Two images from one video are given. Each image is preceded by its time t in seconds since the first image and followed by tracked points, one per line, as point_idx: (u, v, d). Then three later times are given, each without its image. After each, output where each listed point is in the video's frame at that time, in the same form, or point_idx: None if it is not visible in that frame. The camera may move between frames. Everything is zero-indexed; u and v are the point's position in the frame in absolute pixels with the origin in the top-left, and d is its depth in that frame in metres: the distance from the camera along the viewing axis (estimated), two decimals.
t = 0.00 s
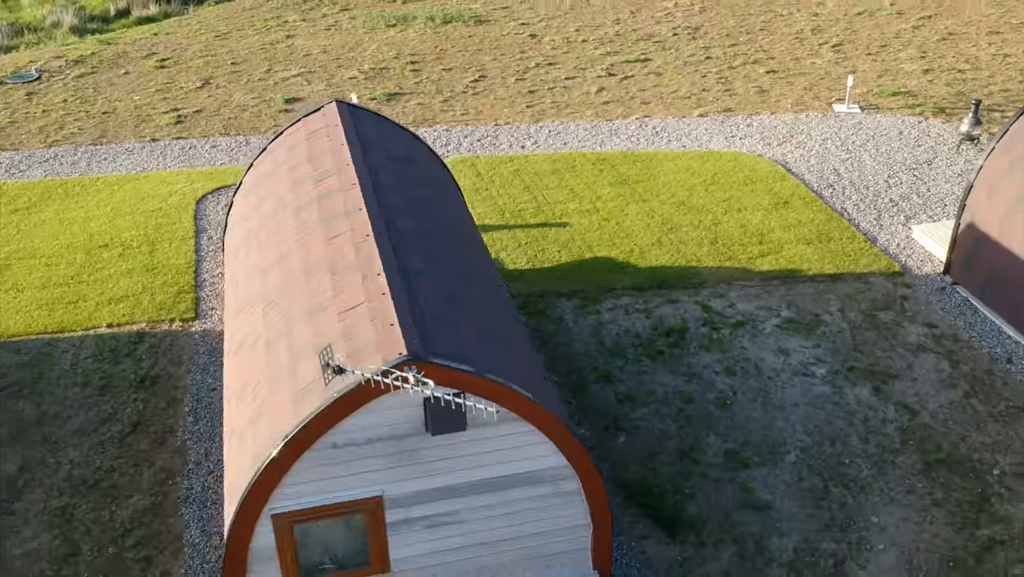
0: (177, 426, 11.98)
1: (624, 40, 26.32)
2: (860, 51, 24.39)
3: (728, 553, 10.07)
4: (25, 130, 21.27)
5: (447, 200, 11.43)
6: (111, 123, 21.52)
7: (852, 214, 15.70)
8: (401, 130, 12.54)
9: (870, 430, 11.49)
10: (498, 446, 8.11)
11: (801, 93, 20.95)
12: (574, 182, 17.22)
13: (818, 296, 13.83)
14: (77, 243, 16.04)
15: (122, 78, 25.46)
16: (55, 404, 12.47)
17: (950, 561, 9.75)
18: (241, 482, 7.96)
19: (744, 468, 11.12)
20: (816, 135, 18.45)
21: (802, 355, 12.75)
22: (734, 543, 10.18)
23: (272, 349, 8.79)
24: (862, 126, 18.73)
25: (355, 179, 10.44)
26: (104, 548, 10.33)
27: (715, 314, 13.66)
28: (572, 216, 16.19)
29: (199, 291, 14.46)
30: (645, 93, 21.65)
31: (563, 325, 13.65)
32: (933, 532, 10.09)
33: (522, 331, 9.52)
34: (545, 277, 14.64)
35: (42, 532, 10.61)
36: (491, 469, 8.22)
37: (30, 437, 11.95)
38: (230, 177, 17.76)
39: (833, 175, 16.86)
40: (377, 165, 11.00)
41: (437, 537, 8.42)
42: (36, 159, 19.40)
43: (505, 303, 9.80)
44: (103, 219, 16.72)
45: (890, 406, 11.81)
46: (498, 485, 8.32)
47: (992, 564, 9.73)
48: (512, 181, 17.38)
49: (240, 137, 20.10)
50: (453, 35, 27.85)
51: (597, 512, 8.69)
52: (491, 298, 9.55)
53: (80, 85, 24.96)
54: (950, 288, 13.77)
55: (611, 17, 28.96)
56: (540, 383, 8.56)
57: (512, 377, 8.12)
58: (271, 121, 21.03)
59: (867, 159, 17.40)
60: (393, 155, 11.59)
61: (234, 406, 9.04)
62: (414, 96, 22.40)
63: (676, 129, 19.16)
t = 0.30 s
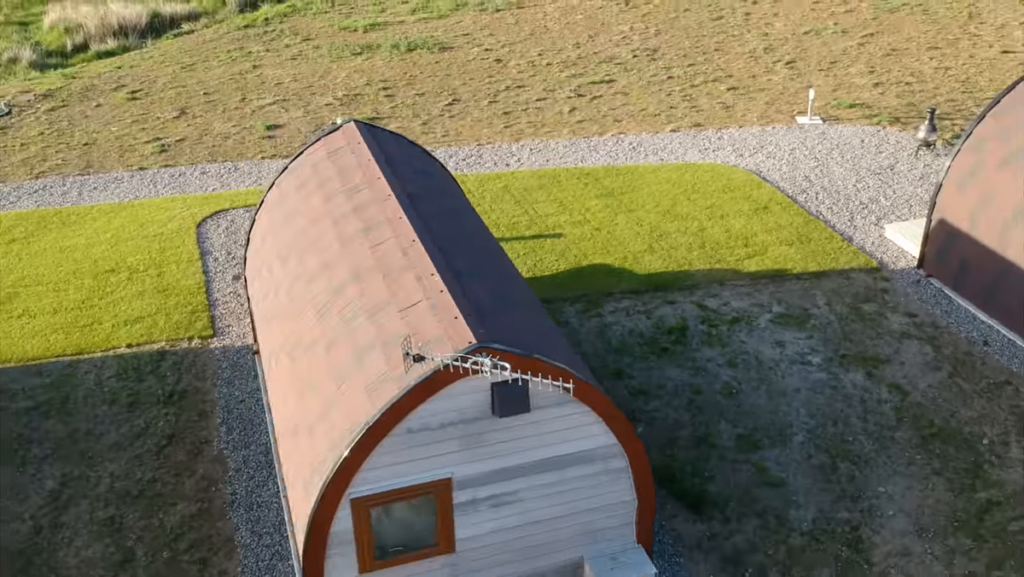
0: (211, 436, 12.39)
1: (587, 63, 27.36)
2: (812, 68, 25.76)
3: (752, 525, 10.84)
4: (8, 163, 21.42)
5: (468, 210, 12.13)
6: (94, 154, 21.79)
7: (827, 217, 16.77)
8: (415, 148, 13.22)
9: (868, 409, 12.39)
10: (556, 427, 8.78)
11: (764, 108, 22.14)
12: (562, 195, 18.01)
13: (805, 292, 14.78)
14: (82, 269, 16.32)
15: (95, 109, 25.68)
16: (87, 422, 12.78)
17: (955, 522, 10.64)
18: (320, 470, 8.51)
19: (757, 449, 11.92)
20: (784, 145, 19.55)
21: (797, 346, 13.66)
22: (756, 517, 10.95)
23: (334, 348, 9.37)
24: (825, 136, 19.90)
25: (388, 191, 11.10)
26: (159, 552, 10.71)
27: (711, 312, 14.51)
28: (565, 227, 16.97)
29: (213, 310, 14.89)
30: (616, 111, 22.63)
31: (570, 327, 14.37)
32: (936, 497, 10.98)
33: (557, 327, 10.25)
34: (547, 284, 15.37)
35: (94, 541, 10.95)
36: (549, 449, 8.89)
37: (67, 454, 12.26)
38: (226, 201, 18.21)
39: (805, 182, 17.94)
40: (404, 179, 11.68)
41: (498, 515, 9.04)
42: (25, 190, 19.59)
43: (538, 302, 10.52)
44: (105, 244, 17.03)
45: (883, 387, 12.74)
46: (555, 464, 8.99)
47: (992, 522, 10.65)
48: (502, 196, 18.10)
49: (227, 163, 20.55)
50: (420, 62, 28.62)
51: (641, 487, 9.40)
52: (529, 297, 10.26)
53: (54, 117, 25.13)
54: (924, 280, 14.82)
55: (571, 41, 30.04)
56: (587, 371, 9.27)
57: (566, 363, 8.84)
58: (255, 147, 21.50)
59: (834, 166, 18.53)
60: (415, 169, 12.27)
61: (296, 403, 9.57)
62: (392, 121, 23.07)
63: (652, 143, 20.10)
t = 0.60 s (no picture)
0: (233, 448, 12.75)
1: (547, 82, 28.25)
2: (762, 82, 27.00)
3: (759, 505, 11.60)
4: None
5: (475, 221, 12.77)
6: (69, 182, 21.88)
7: (796, 220, 17.75)
8: (416, 163, 13.80)
9: (854, 395, 13.28)
10: (592, 413, 9.42)
11: (723, 121, 23.21)
12: (542, 208, 18.71)
13: (784, 290, 15.69)
14: (77, 294, 16.50)
15: (60, 138, 25.71)
16: (106, 440, 13.04)
17: (945, 491, 11.52)
18: (377, 464, 9.00)
19: (756, 435, 12.71)
20: (747, 155, 20.56)
21: (782, 340, 14.52)
22: (762, 497, 11.71)
23: (375, 351, 9.90)
24: (784, 146, 20.98)
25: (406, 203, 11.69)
26: (198, 558, 11.01)
27: (698, 312, 15.32)
28: (549, 237, 17.66)
29: (216, 328, 15.23)
30: (582, 127, 23.48)
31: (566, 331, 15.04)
32: (924, 470, 11.87)
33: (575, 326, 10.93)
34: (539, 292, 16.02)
35: (130, 551, 11.22)
36: (585, 436, 9.51)
37: (90, 471, 12.51)
38: (214, 223, 18.53)
39: (772, 189, 18.93)
40: (416, 193, 12.28)
41: (537, 500, 9.62)
42: (6, 219, 19.62)
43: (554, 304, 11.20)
44: (98, 268, 17.21)
45: (865, 374, 13.65)
46: (589, 450, 9.61)
47: (978, 490, 11.55)
48: (485, 211, 18.72)
49: (207, 187, 20.84)
50: (382, 85, 29.20)
51: (666, 469, 10.07)
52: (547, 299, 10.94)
53: (19, 147, 25.08)
54: (892, 276, 15.83)
55: (527, 62, 30.92)
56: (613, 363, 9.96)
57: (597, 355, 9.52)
58: (233, 171, 21.83)
59: (797, 174, 19.58)
60: (422, 184, 12.88)
61: (339, 406, 10.05)
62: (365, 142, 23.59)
63: (622, 157, 20.95)
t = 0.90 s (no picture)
0: (250, 453, 13.05)
1: (514, 95, 28.93)
2: (723, 91, 27.98)
3: (763, 488, 12.24)
4: None
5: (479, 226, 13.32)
6: (48, 202, 21.89)
7: (771, 221, 18.56)
8: (416, 172, 14.31)
9: (841, 383, 14.03)
10: (616, 402, 9.98)
11: (690, 129, 24.06)
12: (526, 215, 19.27)
13: (766, 287, 16.44)
14: (74, 311, 16.62)
15: (31, 159, 25.62)
16: (121, 451, 13.25)
17: (934, 468, 12.29)
18: (416, 456, 9.43)
19: (753, 423, 13.37)
20: (718, 161, 21.40)
21: (769, 334, 15.24)
22: (765, 480, 12.37)
23: (404, 350, 10.34)
24: (752, 151, 21.87)
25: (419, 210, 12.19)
26: (229, 560, 11.30)
27: (686, 309, 15.99)
28: (537, 244, 18.21)
29: (219, 339, 15.49)
30: (555, 138, 24.16)
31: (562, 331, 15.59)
32: (913, 450, 12.63)
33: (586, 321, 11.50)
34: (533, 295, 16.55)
35: (160, 556, 11.47)
36: (609, 423, 10.07)
37: (109, 482, 12.71)
38: (203, 239, 18.76)
39: (745, 192, 19.75)
40: (425, 201, 12.81)
41: (565, 487, 10.14)
42: None
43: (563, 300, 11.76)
44: (92, 285, 17.35)
45: (850, 363, 14.43)
46: (613, 437, 10.17)
47: (964, 465, 12.34)
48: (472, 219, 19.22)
49: (190, 203, 21.04)
50: (351, 100, 29.61)
51: (683, 454, 10.66)
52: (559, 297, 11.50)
53: None
54: (866, 271, 16.71)
55: (492, 76, 31.58)
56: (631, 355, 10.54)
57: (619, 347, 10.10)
58: (215, 187, 22.06)
59: (767, 178, 20.44)
60: (427, 191, 13.39)
61: (370, 405, 10.45)
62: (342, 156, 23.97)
63: (598, 165, 21.64)
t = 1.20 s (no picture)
0: (260, 455, 13.34)
1: (474, 102, 29.49)
2: (676, 94, 28.89)
3: (757, 465, 12.94)
4: None
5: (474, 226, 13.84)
6: (17, 217, 21.74)
7: (738, 216, 19.38)
8: (408, 177, 14.78)
9: (819, 365, 14.83)
10: (628, 386, 10.56)
11: (651, 131, 24.88)
12: (503, 217, 19.80)
13: (740, 278, 17.21)
14: (62, 324, 16.67)
15: None
16: (129, 459, 13.42)
17: (913, 440, 13.13)
18: (447, 443, 9.89)
19: (741, 406, 14.07)
20: (681, 160, 22.22)
21: (747, 322, 16.00)
22: (758, 457, 13.07)
23: (424, 345, 10.80)
24: (713, 150, 22.75)
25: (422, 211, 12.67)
26: (253, 556, 11.59)
27: (666, 302, 16.67)
28: (517, 244, 18.75)
29: (214, 347, 15.71)
30: (520, 142, 24.77)
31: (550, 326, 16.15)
32: (892, 424, 13.47)
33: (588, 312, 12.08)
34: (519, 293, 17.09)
35: (183, 556, 11.71)
36: (622, 407, 10.64)
37: (121, 488, 12.88)
38: (184, 250, 18.91)
39: (711, 190, 20.58)
40: (424, 203, 13.29)
41: (582, 469, 10.68)
42: None
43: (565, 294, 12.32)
44: (77, 299, 17.41)
45: (826, 346, 15.26)
46: (627, 419, 10.74)
47: (940, 436, 13.20)
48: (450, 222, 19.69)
49: (165, 215, 21.13)
50: (311, 110, 29.84)
51: (688, 435, 11.29)
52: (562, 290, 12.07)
53: None
54: (832, 260, 17.62)
55: (449, 83, 32.05)
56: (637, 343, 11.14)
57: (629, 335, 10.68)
58: (187, 199, 22.15)
59: (730, 175, 21.31)
60: (424, 194, 13.88)
61: (392, 399, 10.88)
62: (311, 165, 24.21)
63: (566, 168, 22.28)
